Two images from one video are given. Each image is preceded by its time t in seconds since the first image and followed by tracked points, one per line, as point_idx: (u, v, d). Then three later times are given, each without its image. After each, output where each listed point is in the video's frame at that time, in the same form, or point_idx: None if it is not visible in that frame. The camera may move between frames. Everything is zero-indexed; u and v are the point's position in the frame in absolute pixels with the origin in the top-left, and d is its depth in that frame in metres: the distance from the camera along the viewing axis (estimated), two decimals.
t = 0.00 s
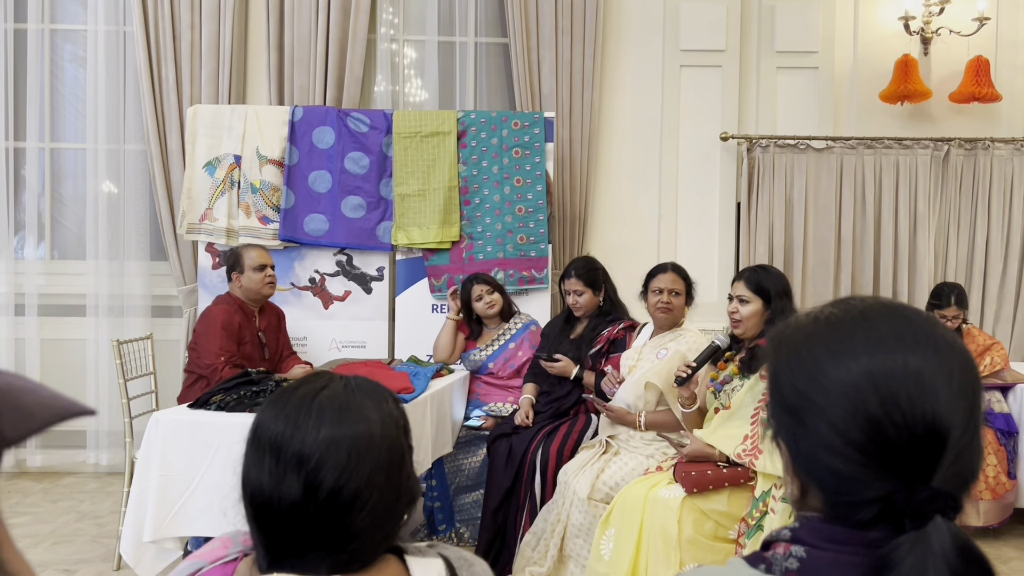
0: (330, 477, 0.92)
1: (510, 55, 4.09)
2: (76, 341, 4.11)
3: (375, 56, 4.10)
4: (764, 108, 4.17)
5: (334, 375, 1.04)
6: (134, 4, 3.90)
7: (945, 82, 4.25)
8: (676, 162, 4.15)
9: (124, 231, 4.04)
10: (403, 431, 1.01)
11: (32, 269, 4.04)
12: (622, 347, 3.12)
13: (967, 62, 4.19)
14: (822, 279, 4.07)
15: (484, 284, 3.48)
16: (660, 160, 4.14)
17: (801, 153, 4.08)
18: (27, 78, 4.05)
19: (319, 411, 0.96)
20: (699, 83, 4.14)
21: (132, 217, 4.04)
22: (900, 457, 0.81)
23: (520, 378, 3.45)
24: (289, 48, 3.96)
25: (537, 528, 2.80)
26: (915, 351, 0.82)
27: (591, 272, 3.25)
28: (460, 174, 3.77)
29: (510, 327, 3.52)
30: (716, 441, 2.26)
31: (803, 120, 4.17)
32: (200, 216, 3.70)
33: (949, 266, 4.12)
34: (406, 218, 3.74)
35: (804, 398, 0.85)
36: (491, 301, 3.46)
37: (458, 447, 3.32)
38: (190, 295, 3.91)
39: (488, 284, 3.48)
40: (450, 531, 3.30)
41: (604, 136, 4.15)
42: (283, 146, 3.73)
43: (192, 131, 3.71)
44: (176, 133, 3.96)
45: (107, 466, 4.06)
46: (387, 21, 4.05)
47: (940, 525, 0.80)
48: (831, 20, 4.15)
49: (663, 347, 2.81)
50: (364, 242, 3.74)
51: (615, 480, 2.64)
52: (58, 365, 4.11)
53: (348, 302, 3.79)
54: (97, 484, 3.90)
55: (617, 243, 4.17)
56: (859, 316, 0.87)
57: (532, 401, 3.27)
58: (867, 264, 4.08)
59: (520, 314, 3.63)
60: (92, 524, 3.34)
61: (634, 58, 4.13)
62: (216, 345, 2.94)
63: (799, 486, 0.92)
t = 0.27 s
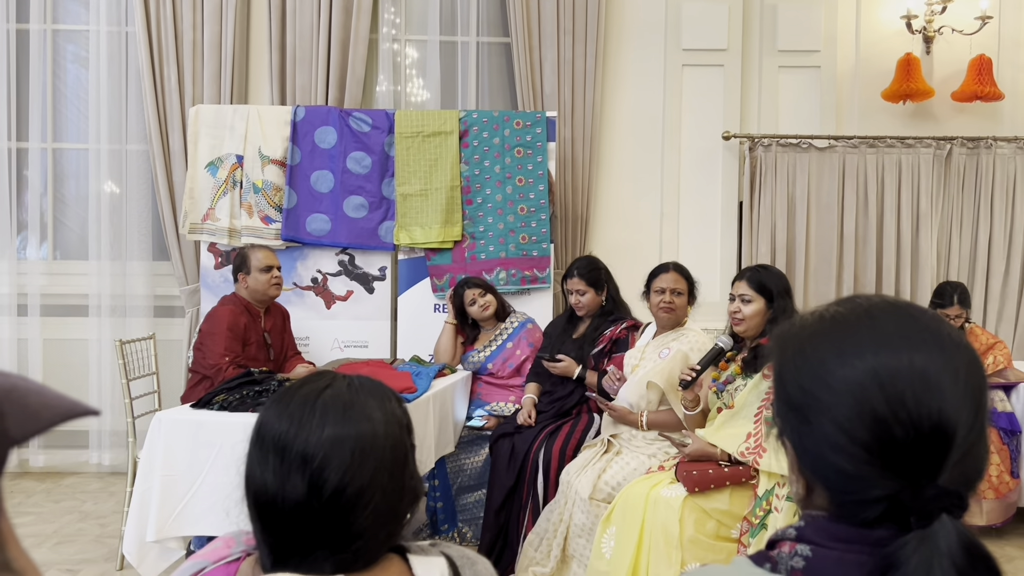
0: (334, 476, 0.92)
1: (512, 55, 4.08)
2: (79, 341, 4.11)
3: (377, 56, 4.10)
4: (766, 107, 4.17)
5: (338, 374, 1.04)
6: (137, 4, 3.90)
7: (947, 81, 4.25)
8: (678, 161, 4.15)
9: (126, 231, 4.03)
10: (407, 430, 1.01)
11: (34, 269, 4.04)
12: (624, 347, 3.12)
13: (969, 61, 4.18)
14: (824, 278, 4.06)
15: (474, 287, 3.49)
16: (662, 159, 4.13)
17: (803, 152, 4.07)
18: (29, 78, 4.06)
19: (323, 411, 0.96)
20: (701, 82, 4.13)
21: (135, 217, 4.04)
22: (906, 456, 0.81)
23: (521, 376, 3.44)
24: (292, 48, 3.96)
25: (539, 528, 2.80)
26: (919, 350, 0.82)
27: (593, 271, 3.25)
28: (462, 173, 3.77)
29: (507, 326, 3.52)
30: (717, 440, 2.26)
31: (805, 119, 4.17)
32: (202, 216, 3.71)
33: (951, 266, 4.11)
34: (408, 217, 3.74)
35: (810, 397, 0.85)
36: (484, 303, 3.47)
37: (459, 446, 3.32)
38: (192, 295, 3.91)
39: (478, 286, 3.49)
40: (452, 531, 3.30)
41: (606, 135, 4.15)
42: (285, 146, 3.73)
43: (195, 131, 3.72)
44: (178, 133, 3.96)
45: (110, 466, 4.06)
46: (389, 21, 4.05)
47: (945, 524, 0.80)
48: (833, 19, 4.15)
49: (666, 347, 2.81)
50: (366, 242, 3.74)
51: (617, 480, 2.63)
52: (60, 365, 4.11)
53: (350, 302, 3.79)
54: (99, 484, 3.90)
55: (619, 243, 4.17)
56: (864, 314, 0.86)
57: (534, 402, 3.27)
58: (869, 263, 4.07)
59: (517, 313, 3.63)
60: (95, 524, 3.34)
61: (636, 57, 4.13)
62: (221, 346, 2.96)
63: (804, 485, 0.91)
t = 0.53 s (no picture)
0: (341, 477, 0.92)
1: (515, 56, 4.09)
2: (83, 343, 4.12)
3: (379, 57, 4.10)
4: (769, 108, 4.16)
5: (343, 375, 1.04)
6: (140, 6, 3.91)
7: (950, 81, 4.24)
8: (681, 162, 4.14)
9: (129, 233, 4.04)
10: (413, 431, 1.01)
11: (37, 271, 4.04)
12: (627, 348, 3.13)
13: (973, 61, 4.17)
14: (827, 279, 4.06)
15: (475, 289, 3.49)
16: (665, 160, 4.13)
17: (807, 152, 4.06)
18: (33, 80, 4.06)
19: (330, 411, 0.96)
20: (704, 83, 4.13)
21: (138, 219, 4.04)
22: (912, 457, 0.80)
23: (523, 377, 3.44)
24: (295, 50, 3.97)
25: (541, 528, 2.78)
26: (926, 350, 0.81)
27: (596, 272, 3.26)
28: (465, 174, 3.77)
29: (508, 327, 3.53)
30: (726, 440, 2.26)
31: (808, 120, 4.16)
32: (205, 218, 3.71)
33: (955, 266, 4.11)
34: (411, 218, 3.74)
35: (816, 396, 0.85)
36: (484, 306, 3.47)
37: (462, 446, 3.32)
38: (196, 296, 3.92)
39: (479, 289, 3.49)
40: (456, 531, 3.30)
41: (608, 136, 4.15)
42: (288, 147, 3.74)
43: (198, 133, 3.73)
44: (181, 135, 3.97)
45: (114, 467, 4.07)
46: (391, 21, 4.05)
47: (952, 524, 0.79)
48: (836, 19, 4.15)
49: (668, 348, 2.82)
50: (369, 243, 3.75)
51: (619, 481, 2.62)
52: (64, 367, 4.12)
53: (353, 303, 3.80)
54: (103, 486, 3.90)
55: (622, 244, 4.17)
56: (870, 314, 0.86)
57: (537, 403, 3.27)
58: (872, 263, 4.07)
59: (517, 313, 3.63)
60: (99, 525, 3.34)
61: (638, 57, 4.13)
62: (225, 347, 2.95)
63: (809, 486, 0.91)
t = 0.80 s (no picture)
0: (350, 484, 0.93)
1: (518, 59, 4.09)
2: (88, 347, 4.13)
3: (383, 61, 4.11)
4: (773, 110, 4.16)
5: (352, 381, 1.05)
6: (145, 11, 3.92)
7: (954, 83, 4.23)
8: (684, 165, 4.14)
9: (134, 236, 4.04)
10: (421, 437, 1.01)
11: (43, 274, 4.05)
12: (632, 351, 3.13)
13: (977, 63, 4.17)
14: (832, 281, 4.05)
15: (478, 292, 3.50)
16: (669, 163, 4.13)
17: (811, 154, 4.05)
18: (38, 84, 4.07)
19: (339, 418, 0.96)
20: (707, 85, 4.13)
21: (143, 222, 4.05)
22: (920, 464, 0.80)
23: (527, 379, 3.43)
24: (299, 54, 3.98)
25: (545, 533, 2.80)
26: (934, 357, 0.81)
27: (600, 275, 3.25)
28: (469, 178, 3.77)
29: (511, 329, 3.54)
30: (733, 445, 2.26)
31: (812, 122, 4.16)
32: (210, 221, 3.71)
33: (959, 269, 4.10)
34: (415, 222, 3.75)
35: (824, 404, 0.85)
36: (488, 309, 3.48)
37: (467, 449, 3.32)
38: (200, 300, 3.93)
39: (482, 291, 3.50)
40: (461, 535, 3.28)
41: (612, 138, 4.15)
42: (293, 151, 3.74)
43: (202, 136, 3.73)
44: (186, 139, 3.98)
45: (119, 470, 4.07)
46: (395, 24, 4.06)
47: (960, 532, 0.79)
48: (840, 22, 4.14)
49: (672, 349, 2.81)
50: (373, 246, 3.75)
51: (623, 484, 2.62)
52: (69, 370, 4.13)
53: (357, 306, 3.80)
54: (108, 489, 3.91)
55: (625, 247, 4.17)
56: (878, 321, 0.86)
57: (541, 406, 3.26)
58: (877, 266, 4.06)
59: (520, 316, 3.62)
60: (103, 529, 3.35)
61: (642, 60, 4.13)
62: (229, 351, 2.96)
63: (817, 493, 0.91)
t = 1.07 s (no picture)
0: (361, 500, 0.93)
1: (523, 64, 4.10)
2: (93, 352, 4.13)
3: (388, 67, 4.12)
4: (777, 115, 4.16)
5: (362, 395, 1.04)
6: (150, 17, 3.93)
7: (959, 88, 4.23)
8: (689, 171, 4.14)
9: (140, 242, 4.05)
10: (431, 451, 1.01)
11: (49, 280, 4.06)
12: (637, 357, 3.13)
13: (982, 68, 4.16)
14: (837, 286, 4.04)
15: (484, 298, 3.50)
16: (673, 168, 4.13)
17: (815, 159, 4.06)
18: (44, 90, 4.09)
19: (350, 433, 0.96)
20: (712, 90, 4.13)
21: (148, 228, 4.06)
22: (934, 484, 0.80)
23: (532, 384, 3.44)
24: (304, 60, 3.98)
25: (550, 539, 2.77)
26: (948, 375, 0.81)
27: (605, 281, 3.24)
28: (473, 183, 3.78)
29: (515, 335, 3.54)
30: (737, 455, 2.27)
31: (817, 127, 4.16)
32: (215, 227, 3.72)
33: (965, 274, 4.10)
34: (420, 227, 3.75)
35: (837, 421, 0.85)
36: (493, 314, 3.48)
37: (471, 454, 3.31)
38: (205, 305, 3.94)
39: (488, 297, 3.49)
40: (465, 541, 3.27)
41: (617, 143, 4.15)
42: (298, 157, 3.75)
43: (208, 143, 3.74)
44: (191, 145, 3.99)
45: (124, 476, 4.09)
46: (400, 30, 4.06)
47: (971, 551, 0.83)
48: (845, 27, 4.14)
49: (675, 356, 2.78)
50: (378, 252, 3.76)
51: (627, 491, 2.63)
52: (75, 376, 4.13)
53: (362, 312, 3.80)
54: (114, 494, 3.92)
55: (630, 252, 4.17)
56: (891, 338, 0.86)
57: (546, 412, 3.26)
58: (882, 271, 4.06)
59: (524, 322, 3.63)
60: (109, 535, 3.36)
61: (646, 64, 4.13)
62: (235, 358, 2.97)
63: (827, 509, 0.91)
